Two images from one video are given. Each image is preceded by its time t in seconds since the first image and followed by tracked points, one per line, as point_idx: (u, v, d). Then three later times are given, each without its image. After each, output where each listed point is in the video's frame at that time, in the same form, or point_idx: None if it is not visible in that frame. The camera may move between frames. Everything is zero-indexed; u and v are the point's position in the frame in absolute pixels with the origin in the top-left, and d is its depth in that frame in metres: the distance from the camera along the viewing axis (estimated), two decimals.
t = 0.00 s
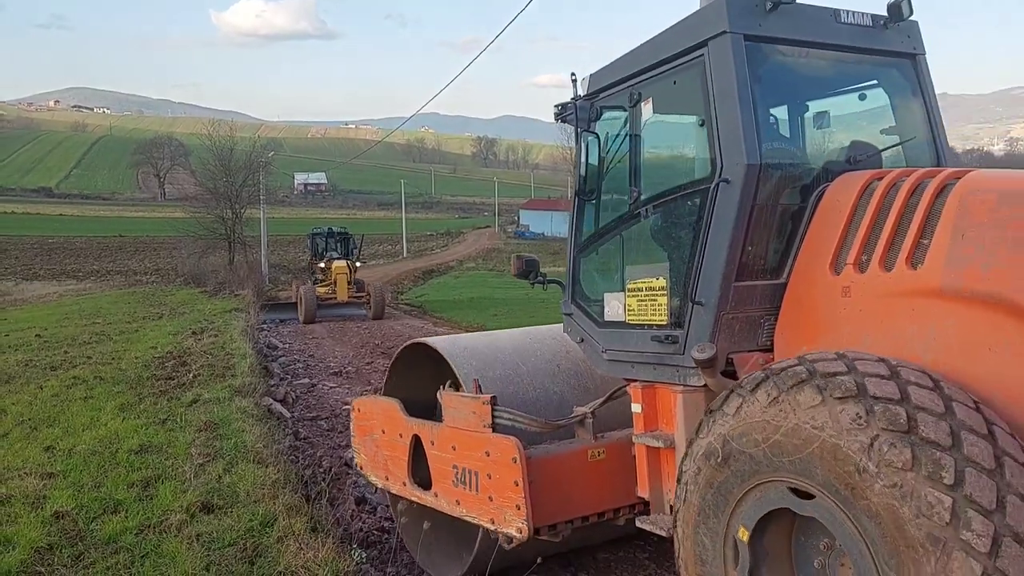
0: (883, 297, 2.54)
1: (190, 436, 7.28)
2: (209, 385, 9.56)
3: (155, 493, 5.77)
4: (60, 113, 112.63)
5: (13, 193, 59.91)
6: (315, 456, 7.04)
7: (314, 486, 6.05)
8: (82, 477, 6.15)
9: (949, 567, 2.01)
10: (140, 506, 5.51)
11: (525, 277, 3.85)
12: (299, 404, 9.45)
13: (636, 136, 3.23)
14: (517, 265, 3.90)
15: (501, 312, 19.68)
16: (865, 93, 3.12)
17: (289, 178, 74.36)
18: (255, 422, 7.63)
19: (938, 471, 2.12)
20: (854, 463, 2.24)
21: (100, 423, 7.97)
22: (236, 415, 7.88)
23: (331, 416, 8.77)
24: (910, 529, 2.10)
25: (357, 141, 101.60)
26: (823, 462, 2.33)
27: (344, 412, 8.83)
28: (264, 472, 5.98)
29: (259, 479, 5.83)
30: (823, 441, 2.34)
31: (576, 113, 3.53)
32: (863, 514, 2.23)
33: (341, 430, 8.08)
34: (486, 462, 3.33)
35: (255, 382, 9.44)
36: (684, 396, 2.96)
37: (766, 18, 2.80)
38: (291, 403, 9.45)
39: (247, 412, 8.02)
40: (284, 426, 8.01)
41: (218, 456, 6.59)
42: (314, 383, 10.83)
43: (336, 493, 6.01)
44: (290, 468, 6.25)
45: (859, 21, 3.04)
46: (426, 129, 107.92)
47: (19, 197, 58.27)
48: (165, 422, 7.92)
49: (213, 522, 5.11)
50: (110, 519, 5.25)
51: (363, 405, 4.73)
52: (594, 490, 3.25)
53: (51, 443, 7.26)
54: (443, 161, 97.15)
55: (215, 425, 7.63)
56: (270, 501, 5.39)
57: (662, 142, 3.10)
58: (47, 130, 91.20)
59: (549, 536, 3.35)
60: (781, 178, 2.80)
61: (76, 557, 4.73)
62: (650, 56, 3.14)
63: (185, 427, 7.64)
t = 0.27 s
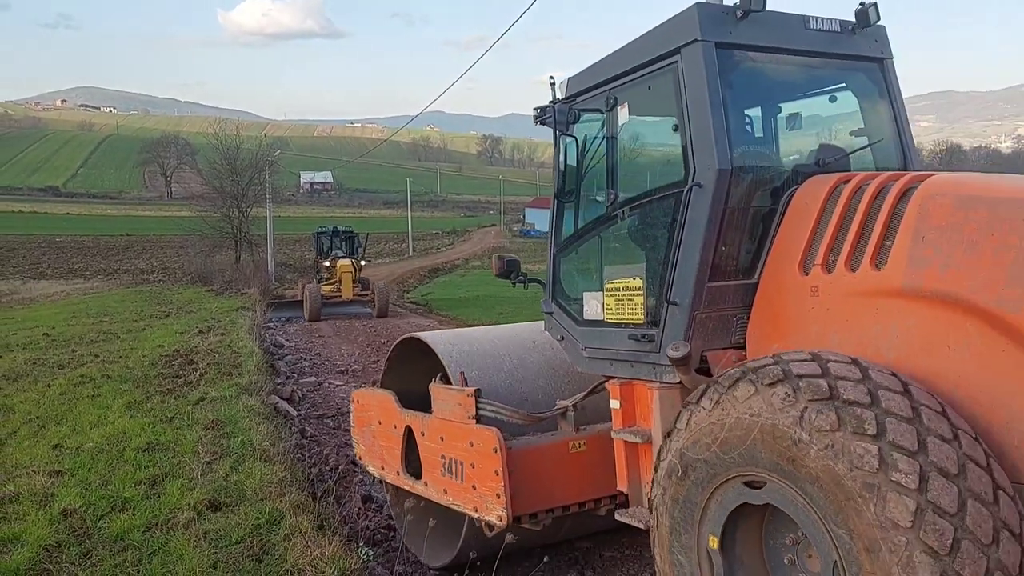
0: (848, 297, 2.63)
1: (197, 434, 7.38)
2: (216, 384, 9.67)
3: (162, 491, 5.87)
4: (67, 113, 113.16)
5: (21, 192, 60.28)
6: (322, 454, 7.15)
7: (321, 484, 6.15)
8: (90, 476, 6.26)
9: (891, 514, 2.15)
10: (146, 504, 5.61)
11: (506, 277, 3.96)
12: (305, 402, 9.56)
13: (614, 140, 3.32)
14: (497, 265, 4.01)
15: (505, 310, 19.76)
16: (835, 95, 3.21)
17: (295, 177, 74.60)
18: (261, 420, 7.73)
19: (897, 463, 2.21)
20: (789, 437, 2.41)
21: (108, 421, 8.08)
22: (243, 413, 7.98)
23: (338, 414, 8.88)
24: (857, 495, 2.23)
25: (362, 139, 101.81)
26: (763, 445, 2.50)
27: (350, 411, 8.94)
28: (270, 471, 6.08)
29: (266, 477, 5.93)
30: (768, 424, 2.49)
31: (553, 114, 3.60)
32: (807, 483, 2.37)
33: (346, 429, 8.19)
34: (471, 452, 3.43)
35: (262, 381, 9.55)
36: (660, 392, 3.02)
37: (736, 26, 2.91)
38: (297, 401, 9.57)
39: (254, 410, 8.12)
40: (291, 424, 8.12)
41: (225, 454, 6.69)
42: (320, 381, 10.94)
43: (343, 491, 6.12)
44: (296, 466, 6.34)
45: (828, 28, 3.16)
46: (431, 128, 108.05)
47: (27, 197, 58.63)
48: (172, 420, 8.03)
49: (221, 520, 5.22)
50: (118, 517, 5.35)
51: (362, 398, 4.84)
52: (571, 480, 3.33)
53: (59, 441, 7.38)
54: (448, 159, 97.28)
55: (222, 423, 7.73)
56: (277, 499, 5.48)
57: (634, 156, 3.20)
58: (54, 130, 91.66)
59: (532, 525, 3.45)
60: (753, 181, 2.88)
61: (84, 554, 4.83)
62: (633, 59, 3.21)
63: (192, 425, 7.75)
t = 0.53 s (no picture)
0: (816, 297, 2.72)
1: (203, 433, 7.51)
2: (223, 382, 9.78)
3: (169, 489, 5.99)
4: (75, 112, 113.74)
5: (30, 191, 60.68)
6: (329, 454, 7.27)
7: (327, 483, 6.26)
8: (97, 474, 6.39)
9: (823, 462, 2.31)
10: (154, 502, 5.73)
11: (488, 277, 4.08)
12: (311, 401, 9.69)
13: (593, 145, 3.44)
14: (480, 266, 4.13)
15: (510, 309, 19.85)
16: (807, 99, 3.32)
17: (301, 175, 74.84)
18: (267, 419, 7.84)
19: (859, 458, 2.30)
20: (729, 421, 2.60)
21: (115, 420, 8.21)
22: (250, 411, 8.09)
23: (344, 413, 9.00)
24: (809, 469, 2.35)
25: (368, 138, 102.01)
26: (732, 440, 2.59)
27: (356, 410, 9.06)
28: (277, 469, 6.18)
29: (273, 476, 6.04)
30: (727, 414, 2.62)
31: (534, 120, 3.71)
32: (762, 469, 2.51)
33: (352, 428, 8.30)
34: (456, 446, 3.57)
35: (269, 380, 9.68)
36: (638, 389, 3.13)
37: (709, 35, 3.03)
38: (304, 400, 9.69)
39: (261, 408, 8.23)
40: (297, 422, 8.23)
41: (232, 452, 6.81)
42: (327, 379, 11.07)
43: (349, 490, 6.25)
44: (303, 464, 6.44)
45: (798, 35, 3.28)
46: (437, 126, 108.16)
47: (35, 195, 59.01)
48: (178, 419, 8.15)
49: (228, 518, 5.33)
50: (125, 516, 5.47)
51: (358, 394, 4.97)
52: (554, 476, 3.47)
53: (66, 440, 7.51)
54: (454, 158, 97.36)
55: (229, 421, 7.85)
56: (283, 497, 5.59)
57: (613, 161, 3.33)
58: (62, 129, 92.13)
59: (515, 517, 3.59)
60: (726, 185, 2.99)
61: (92, 553, 4.95)
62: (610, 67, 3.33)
63: (199, 424, 7.87)
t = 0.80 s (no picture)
0: (789, 295, 2.82)
1: (210, 431, 7.63)
2: (230, 382, 9.91)
3: (177, 488, 6.11)
4: (82, 112, 114.20)
5: (38, 190, 61.00)
6: (335, 453, 7.39)
7: (335, 482, 6.39)
8: (105, 473, 6.51)
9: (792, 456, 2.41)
10: (162, 501, 5.85)
11: (475, 275, 4.19)
12: (318, 400, 9.81)
13: (578, 147, 3.55)
14: (468, 264, 4.24)
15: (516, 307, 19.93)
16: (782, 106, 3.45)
17: (308, 174, 75.03)
18: (275, 417, 7.96)
19: (824, 449, 2.40)
20: (701, 413, 2.69)
21: (122, 419, 8.34)
22: (257, 410, 8.21)
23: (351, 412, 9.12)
24: (776, 457, 2.46)
25: (375, 138, 102.16)
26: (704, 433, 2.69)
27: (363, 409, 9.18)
28: (285, 468, 6.29)
29: (280, 475, 6.15)
30: (697, 406, 2.72)
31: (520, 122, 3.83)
32: (734, 460, 2.61)
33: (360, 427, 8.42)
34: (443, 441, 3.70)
35: (276, 378, 9.80)
36: (619, 384, 3.26)
37: (689, 43, 3.16)
38: (311, 399, 9.82)
39: (268, 407, 8.34)
40: (304, 421, 8.34)
41: (239, 451, 6.93)
42: (334, 378, 11.19)
43: (357, 489, 6.36)
44: (311, 463, 6.55)
45: (775, 44, 3.41)
46: (444, 125, 108.21)
47: (43, 195, 59.32)
48: (186, 418, 8.28)
49: (235, 517, 5.45)
50: (133, 514, 5.59)
51: (356, 390, 5.09)
52: (537, 470, 3.59)
53: (74, 439, 7.64)
54: (461, 157, 97.41)
55: (236, 421, 7.97)
56: (290, 496, 5.70)
57: (597, 164, 3.44)
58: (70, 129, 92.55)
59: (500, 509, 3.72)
60: (704, 186, 3.09)
61: (100, 551, 5.07)
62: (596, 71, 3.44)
63: (206, 423, 7.99)
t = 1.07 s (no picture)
0: (759, 295, 2.94)
1: (216, 431, 7.77)
2: (236, 381, 10.04)
3: (183, 487, 6.24)
4: (88, 112, 114.59)
5: (45, 190, 61.26)
6: (341, 452, 7.52)
7: (341, 481, 6.51)
8: (111, 472, 6.65)
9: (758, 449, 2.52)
10: (168, 500, 5.99)
11: (460, 275, 4.31)
12: (324, 399, 9.94)
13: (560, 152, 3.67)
14: (454, 263, 4.36)
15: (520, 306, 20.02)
16: (758, 111, 3.58)
17: (313, 174, 75.20)
18: (281, 416, 8.08)
19: (786, 442, 2.51)
20: (672, 410, 2.80)
21: (129, 418, 8.48)
22: (263, 410, 8.34)
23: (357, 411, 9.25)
24: (741, 450, 2.57)
25: (381, 137, 102.30)
26: (672, 427, 2.81)
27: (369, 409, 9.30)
28: (291, 467, 6.41)
29: (286, 474, 6.27)
30: (668, 402, 2.83)
31: (505, 126, 3.96)
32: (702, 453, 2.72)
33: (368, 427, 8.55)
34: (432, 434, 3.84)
35: (281, 378, 9.93)
36: (598, 380, 3.39)
37: (665, 52, 3.28)
38: (317, 398, 9.94)
39: (274, 407, 8.47)
40: (310, 421, 8.47)
41: (246, 450, 7.06)
42: (339, 377, 11.31)
43: (363, 488, 6.49)
44: (317, 462, 6.68)
45: (749, 52, 3.54)
46: (449, 124, 108.28)
47: (50, 195, 59.59)
48: (192, 417, 8.42)
49: (240, 516, 5.57)
50: (140, 513, 5.73)
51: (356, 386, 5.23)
52: (521, 463, 3.73)
53: (81, 438, 7.78)
54: (467, 156, 97.49)
55: (242, 420, 8.10)
56: (296, 495, 5.83)
57: (578, 168, 3.56)
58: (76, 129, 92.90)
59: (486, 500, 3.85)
60: (681, 190, 3.21)
61: (107, 550, 5.20)
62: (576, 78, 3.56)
63: (212, 422, 8.13)
